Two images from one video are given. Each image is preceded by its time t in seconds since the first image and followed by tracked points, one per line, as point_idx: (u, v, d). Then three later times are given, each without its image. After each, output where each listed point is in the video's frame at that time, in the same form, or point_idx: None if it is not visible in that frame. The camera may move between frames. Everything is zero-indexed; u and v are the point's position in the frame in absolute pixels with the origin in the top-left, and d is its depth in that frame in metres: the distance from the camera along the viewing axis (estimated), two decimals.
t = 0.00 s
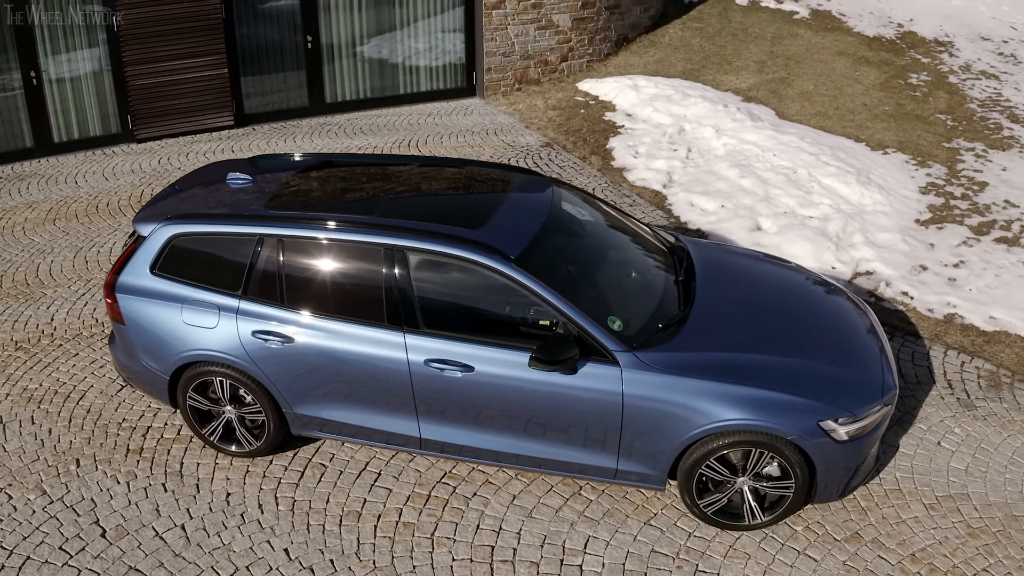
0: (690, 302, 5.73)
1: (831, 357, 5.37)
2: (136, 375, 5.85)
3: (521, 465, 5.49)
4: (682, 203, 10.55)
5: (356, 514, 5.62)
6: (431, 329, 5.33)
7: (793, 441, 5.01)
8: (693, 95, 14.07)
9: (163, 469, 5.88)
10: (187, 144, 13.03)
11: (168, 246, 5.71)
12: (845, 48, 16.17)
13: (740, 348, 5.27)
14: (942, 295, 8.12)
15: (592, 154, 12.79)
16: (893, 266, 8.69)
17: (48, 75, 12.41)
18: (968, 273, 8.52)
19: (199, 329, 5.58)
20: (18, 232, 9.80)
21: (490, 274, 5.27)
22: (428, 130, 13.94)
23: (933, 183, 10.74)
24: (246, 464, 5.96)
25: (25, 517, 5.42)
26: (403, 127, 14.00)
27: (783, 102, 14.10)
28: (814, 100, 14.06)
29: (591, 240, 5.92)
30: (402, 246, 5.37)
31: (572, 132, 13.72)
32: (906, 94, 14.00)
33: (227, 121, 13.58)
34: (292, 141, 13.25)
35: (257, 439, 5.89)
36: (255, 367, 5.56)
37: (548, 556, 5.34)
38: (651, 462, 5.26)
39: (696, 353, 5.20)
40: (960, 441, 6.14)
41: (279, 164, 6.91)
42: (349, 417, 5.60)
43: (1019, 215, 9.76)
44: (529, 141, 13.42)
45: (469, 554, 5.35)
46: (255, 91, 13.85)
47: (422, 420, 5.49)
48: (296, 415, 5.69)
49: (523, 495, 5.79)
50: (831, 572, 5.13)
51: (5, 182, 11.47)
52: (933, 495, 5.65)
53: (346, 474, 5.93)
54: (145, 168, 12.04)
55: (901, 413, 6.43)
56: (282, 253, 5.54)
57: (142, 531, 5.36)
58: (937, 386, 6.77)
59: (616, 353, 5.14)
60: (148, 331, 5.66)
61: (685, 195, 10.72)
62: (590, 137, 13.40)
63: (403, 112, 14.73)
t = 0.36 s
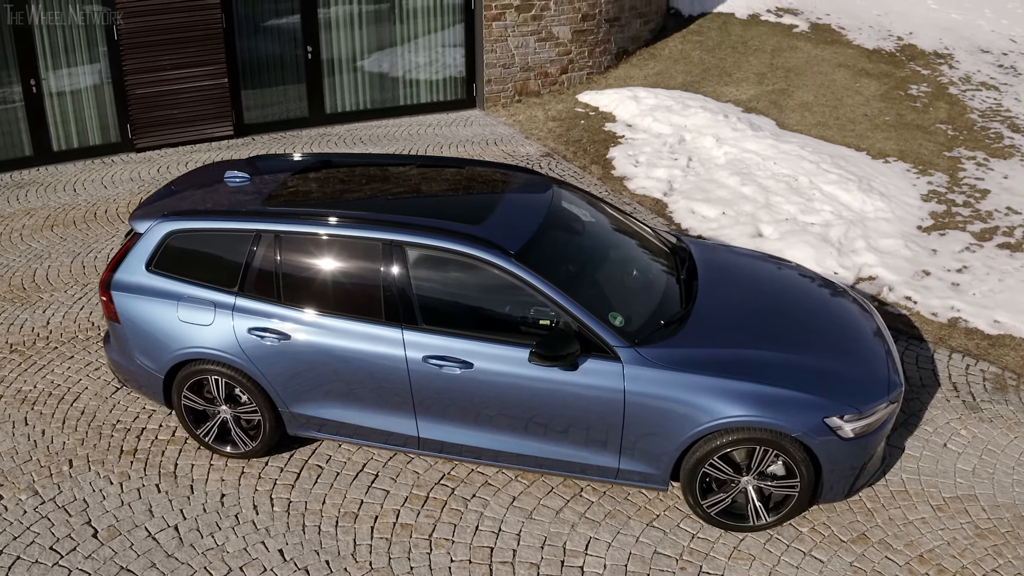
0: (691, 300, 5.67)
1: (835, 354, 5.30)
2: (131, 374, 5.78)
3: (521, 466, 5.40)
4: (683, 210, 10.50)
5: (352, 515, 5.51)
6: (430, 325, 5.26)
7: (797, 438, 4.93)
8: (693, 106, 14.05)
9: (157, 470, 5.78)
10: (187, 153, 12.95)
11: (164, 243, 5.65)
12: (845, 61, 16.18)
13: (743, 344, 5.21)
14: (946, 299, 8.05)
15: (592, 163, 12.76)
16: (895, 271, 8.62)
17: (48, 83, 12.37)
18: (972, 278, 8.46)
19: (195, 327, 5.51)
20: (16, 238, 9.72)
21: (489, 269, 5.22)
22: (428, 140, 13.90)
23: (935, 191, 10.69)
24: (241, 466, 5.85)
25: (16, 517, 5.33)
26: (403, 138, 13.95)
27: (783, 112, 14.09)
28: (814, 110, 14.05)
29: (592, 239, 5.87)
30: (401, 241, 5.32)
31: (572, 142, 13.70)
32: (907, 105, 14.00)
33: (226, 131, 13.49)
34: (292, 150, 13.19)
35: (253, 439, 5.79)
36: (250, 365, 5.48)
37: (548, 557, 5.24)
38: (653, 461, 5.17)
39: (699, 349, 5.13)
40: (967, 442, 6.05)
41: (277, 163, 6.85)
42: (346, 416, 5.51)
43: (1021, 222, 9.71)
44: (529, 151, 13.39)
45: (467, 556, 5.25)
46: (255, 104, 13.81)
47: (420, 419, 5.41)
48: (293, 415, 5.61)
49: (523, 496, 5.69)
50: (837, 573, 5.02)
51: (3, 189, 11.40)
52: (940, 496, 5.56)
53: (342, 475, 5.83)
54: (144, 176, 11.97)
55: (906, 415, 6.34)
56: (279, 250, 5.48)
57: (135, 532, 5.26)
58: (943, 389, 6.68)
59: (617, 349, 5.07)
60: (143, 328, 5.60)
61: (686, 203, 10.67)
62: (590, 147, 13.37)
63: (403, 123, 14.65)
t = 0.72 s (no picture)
0: (693, 298, 5.62)
1: (839, 351, 5.23)
2: (125, 373, 5.71)
3: (521, 465, 5.31)
4: (684, 218, 10.45)
5: (348, 516, 5.41)
6: (428, 321, 5.20)
7: (802, 435, 4.86)
8: (693, 117, 14.03)
9: (151, 470, 5.69)
10: (185, 163, 12.85)
11: (161, 239, 5.61)
12: (845, 73, 16.19)
13: (746, 341, 5.15)
14: (949, 304, 7.99)
15: (592, 172, 12.72)
16: (898, 276, 8.57)
17: (47, 91, 12.29)
18: (975, 283, 8.40)
19: (190, 324, 5.45)
20: (13, 244, 9.65)
21: (489, 264, 5.17)
22: (427, 149, 13.85)
23: (937, 199, 10.64)
24: (236, 467, 5.76)
25: (6, 516, 5.24)
26: (402, 148, 13.82)
27: (783, 123, 14.08)
28: (814, 121, 14.04)
29: (593, 237, 5.83)
30: (400, 236, 5.28)
31: (572, 152, 13.66)
32: (907, 116, 13.99)
33: (226, 141, 13.39)
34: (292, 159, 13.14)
35: (248, 439, 5.70)
36: (246, 362, 5.41)
37: (549, 558, 5.13)
38: (655, 459, 5.09)
39: (701, 345, 5.07)
40: (973, 444, 5.97)
41: (275, 163, 6.80)
42: (343, 414, 5.44)
43: None
44: (529, 161, 13.35)
45: (466, 557, 5.14)
46: (255, 116, 13.67)
47: (419, 417, 5.33)
48: (289, 413, 5.53)
49: (523, 497, 5.59)
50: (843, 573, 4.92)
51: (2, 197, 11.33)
52: (947, 497, 5.47)
53: (339, 476, 5.74)
54: (143, 184, 11.91)
55: (911, 417, 6.27)
56: (277, 246, 5.44)
57: (127, 531, 5.16)
58: (947, 392, 6.61)
59: (618, 344, 5.00)
60: (138, 325, 5.54)
61: (687, 210, 10.63)
62: (591, 157, 13.33)
63: (402, 134, 14.51)
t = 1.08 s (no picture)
0: (695, 295, 5.57)
1: (843, 348, 5.18)
2: (121, 372, 5.65)
3: (521, 465, 5.23)
4: (685, 226, 10.40)
5: (345, 516, 5.30)
6: (427, 317, 5.15)
7: (807, 431, 4.79)
8: (693, 128, 14.00)
9: (145, 471, 5.60)
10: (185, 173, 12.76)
11: (158, 236, 5.56)
12: (845, 86, 16.21)
13: (749, 336, 5.09)
14: (952, 308, 7.93)
15: (592, 182, 12.67)
16: (900, 282, 8.51)
17: (48, 101, 12.15)
18: (978, 288, 8.35)
19: (186, 321, 5.39)
20: (11, 251, 9.58)
21: (490, 259, 5.12)
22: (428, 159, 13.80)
23: (938, 208, 10.61)
24: (232, 468, 5.66)
25: None
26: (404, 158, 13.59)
27: (783, 134, 14.08)
28: (814, 133, 14.04)
29: (595, 236, 5.79)
30: (400, 231, 5.24)
31: (572, 163, 13.60)
32: (907, 127, 13.99)
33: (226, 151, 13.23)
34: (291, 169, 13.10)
35: (245, 440, 5.62)
36: (243, 359, 5.35)
37: (550, 559, 5.03)
38: (657, 457, 5.01)
39: (704, 340, 5.01)
40: (979, 445, 5.90)
41: (273, 164, 6.74)
42: (341, 412, 5.37)
43: None
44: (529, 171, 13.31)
45: (465, 557, 5.03)
46: (255, 129, 13.51)
47: (418, 415, 5.26)
48: (286, 413, 5.46)
49: (524, 498, 5.50)
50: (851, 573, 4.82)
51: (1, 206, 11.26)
52: (954, 497, 5.39)
53: (337, 477, 5.64)
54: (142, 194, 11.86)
55: (916, 419, 6.19)
56: (274, 241, 5.40)
57: (120, 531, 5.07)
58: (953, 394, 6.53)
59: (620, 340, 4.94)
60: (133, 322, 5.48)
61: (688, 218, 10.58)
62: (591, 168, 13.26)
63: (401, 147, 14.25)
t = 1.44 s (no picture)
0: (696, 293, 5.52)
1: (847, 343, 5.13)
2: (116, 371, 5.59)
3: (521, 463, 5.15)
4: (685, 234, 10.35)
5: (342, 516, 5.20)
6: (427, 312, 5.09)
7: (811, 427, 4.73)
8: (693, 139, 13.96)
9: (139, 471, 5.52)
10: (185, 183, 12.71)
11: (155, 232, 5.52)
12: (845, 100, 16.23)
13: (751, 331, 5.04)
14: (955, 313, 7.87)
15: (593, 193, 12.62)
16: (902, 287, 8.46)
17: (48, 109, 12.12)
18: (981, 294, 8.30)
19: (183, 318, 5.34)
20: (8, 257, 9.52)
21: (490, 254, 5.08)
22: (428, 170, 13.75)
23: (939, 216, 10.57)
24: (227, 468, 5.58)
25: None
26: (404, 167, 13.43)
27: (783, 146, 14.07)
28: (814, 144, 14.03)
29: (596, 235, 5.76)
30: (399, 226, 5.21)
31: (572, 175, 13.45)
32: (907, 139, 13.99)
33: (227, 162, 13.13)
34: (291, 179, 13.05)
35: (240, 440, 5.54)
36: (240, 356, 5.29)
37: (550, 559, 4.93)
38: (659, 454, 4.94)
39: (706, 335, 4.96)
40: (985, 446, 5.83)
41: (272, 164, 6.70)
42: (338, 411, 5.30)
43: None
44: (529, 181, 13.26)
45: (464, 556, 4.93)
46: (255, 142, 13.43)
47: (417, 413, 5.19)
48: (283, 411, 5.39)
49: (524, 499, 5.41)
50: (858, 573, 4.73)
51: None
52: (961, 497, 5.31)
53: (333, 477, 5.55)
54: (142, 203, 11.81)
55: (921, 421, 6.12)
56: (272, 237, 5.36)
57: (113, 530, 4.98)
58: (957, 397, 6.46)
59: (621, 334, 4.89)
60: (129, 320, 5.43)
61: (689, 227, 10.53)
62: (591, 179, 13.16)
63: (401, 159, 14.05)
